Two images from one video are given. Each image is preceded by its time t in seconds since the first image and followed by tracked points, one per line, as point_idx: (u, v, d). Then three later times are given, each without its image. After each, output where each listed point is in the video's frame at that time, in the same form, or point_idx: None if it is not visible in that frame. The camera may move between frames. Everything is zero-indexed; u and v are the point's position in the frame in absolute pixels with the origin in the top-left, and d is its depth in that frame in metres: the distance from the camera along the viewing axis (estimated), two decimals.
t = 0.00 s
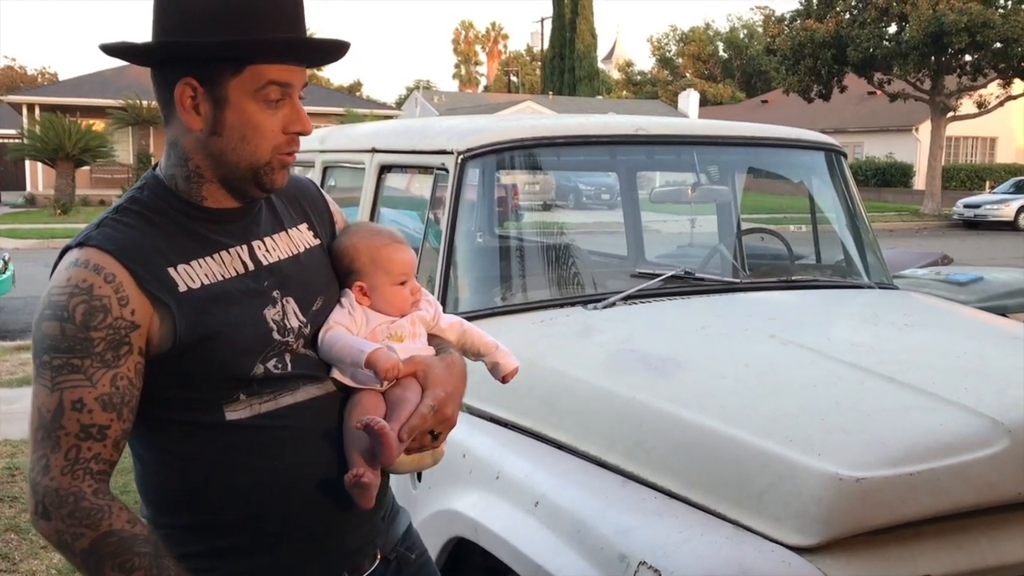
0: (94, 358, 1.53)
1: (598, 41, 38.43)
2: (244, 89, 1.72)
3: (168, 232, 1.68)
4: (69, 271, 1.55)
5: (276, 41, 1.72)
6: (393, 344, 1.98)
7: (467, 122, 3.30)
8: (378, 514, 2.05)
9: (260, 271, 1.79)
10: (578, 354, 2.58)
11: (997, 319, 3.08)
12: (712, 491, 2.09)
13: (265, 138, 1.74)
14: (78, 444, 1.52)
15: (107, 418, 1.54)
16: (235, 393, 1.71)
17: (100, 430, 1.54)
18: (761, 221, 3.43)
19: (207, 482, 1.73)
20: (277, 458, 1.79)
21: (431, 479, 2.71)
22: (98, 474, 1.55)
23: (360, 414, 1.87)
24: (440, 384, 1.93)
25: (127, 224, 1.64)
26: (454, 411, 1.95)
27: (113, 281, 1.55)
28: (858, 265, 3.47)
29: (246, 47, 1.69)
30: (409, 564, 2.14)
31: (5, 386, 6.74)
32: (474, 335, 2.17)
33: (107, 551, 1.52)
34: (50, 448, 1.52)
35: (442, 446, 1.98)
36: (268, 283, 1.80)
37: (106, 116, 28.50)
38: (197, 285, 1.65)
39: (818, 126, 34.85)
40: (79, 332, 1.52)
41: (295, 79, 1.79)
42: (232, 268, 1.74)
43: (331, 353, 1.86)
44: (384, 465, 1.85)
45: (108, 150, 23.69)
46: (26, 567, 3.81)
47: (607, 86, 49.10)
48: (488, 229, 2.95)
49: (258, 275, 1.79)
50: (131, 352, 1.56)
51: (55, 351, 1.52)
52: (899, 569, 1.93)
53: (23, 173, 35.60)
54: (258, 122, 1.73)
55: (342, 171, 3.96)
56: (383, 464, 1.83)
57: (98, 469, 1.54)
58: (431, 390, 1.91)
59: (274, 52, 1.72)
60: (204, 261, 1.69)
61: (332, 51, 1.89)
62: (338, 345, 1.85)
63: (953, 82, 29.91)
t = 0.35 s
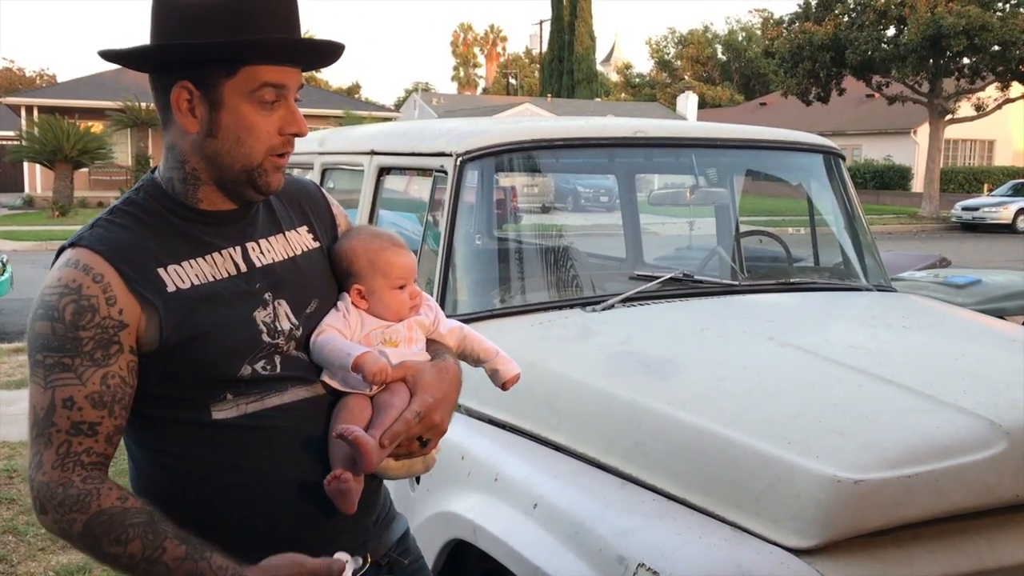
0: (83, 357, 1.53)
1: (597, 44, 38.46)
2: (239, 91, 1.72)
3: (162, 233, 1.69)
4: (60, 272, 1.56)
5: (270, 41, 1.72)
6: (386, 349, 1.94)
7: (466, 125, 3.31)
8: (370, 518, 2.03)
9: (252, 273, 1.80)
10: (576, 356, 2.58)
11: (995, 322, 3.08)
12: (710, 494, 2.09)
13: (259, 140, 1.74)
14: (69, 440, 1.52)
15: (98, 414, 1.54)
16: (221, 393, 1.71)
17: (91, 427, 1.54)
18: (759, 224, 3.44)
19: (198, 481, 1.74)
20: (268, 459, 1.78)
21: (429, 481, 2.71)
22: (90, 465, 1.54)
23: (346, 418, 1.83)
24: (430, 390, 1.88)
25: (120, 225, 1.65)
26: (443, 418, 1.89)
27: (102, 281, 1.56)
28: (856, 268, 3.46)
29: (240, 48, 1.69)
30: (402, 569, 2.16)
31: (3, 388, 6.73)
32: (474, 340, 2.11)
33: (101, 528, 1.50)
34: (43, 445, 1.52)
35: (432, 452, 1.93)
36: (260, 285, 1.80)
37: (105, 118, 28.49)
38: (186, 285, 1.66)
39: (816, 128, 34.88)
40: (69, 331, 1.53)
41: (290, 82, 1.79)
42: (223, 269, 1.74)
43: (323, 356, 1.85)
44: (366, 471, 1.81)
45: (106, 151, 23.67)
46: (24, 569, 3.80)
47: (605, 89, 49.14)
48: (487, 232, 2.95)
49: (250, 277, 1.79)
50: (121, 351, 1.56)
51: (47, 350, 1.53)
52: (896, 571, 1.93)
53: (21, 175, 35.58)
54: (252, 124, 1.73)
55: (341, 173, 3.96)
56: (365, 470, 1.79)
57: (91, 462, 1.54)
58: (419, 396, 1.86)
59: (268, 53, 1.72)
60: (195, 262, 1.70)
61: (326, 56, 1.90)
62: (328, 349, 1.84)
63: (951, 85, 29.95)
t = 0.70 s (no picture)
0: (88, 341, 1.55)
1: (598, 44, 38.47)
2: (239, 88, 1.72)
3: (167, 226, 1.70)
4: (67, 259, 1.60)
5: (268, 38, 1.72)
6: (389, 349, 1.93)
7: (467, 125, 3.31)
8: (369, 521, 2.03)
9: (257, 268, 1.80)
10: (577, 357, 2.58)
11: (996, 323, 3.08)
12: (711, 494, 2.09)
13: (259, 137, 1.74)
14: (72, 422, 1.53)
15: (101, 398, 1.55)
16: (221, 388, 1.71)
17: (94, 410, 1.55)
18: (761, 225, 3.45)
19: (200, 478, 1.74)
20: (269, 458, 1.79)
21: (431, 481, 2.71)
22: (94, 449, 1.54)
23: (345, 417, 1.81)
24: (429, 392, 1.86)
25: (126, 216, 1.68)
26: (442, 420, 1.87)
27: (107, 269, 1.59)
28: (857, 269, 3.46)
29: (239, 45, 1.70)
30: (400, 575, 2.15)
31: (5, 388, 6.73)
32: (480, 343, 2.11)
33: (107, 507, 1.48)
34: (47, 429, 1.53)
35: (431, 453, 1.91)
36: (264, 281, 1.80)
37: (106, 118, 28.50)
38: (189, 277, 1.67)
39: (817, 129, 34.88)
40: (74, 316, 1.56)
41: (292, 79, 1.78)
42: (228, 264, 1.74)
43: (325, 355, 1.85)
44: (363, 471, 1.79)
45: (107, 151, 23.68)
46: (26, 569, 3.80)
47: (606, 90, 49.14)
48: (488, 232, 2.95)
49: (255, 272, 1.79)
50: (126, 337, 1.58)
51: (53, 336, 1.56)
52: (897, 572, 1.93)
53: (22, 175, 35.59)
54: (253, 121, 1.73)
55: (342, 174, 3.97)
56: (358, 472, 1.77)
57: (94, 445, 1.54)
58: (417, 397, 1.84)
59: (266, 50, 1.73)
60: (200, 255, 1.71)
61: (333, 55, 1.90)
62: (330, 347, 1.84)
63: (952, 87, 29.95)
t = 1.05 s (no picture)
0: (100, 343, 1.58)
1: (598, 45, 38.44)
2: (215, 103, 1.70)
3: (184, 227, 1.70)
4: (82, 257, 1.61)
5: (238, 57, 1.68)
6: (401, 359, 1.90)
7: (468, 125, 3.31)
8: (376, 524, 1.98)
9: (273, 273, 1.78)
10: (579, 357, 2.58)
11: (998, 323, 3.08)
12: (714, 495, 2.09)
13: (240, 149, 1.71)
14: (84, 423, 1.57)
15: (112, 400, 1.59)
16: (226, 390, 1.71)
17: (105, 412, 1.59)
18: (761, 225, 3.50)
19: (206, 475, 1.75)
20: (273, 460, 1.78)
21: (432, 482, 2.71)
22: (103, 450, 1.59)
23: (348, 426, 1.81)
24: (433, 406, 1.83)
25: (144, 216, 1.68)
26: (443, 435, 1.85)
27: (121, 271, 1.60)
28: (858, 269, 3.46)
29: (213, 62, 1.68)
30: None
31: (6, 388, 6.73)
32: (496, 357, 2.06)
33: (111, 517, 1.57)
34: (59, 425, 1.58)
35: (432, 466, 1.90)
36: (278, 286, 1.78)
37: (107, 118, 28.51)
38: (202, 281, 1.66)
39: (819, 129, 34.85)
40: (87, 318, 1.58)
41: (274, 94, 1.72)
42: (242, 268, 1.73)
43: (334, 361, 1.83)
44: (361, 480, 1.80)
45: (108, 152, 23.69)
46: (27, 569, 3.80)
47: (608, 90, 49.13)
48: (489, 232, 2.95)
49: (269, 277, 1.77)
50: (137, 341, 1.60)
51: (68, 334, 1.58)
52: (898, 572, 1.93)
53: (24, 176, 35.64)
54: (234, 133, 1.70)
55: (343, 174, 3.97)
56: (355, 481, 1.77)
57: (104, 446, 1.60)
58: (422, 411, 1.82)
59: (239, 67, 1.69)
60: (214, 258, 1.70)
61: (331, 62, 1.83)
62: (339, 354, 1.82)
63: (954, 87, 29.92)
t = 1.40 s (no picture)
0: (120, 344, 1.62)
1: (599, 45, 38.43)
2: (225, 116, 1.68)
3: (203, 231, 1.71)
4: (107, 261, 1.66)
5: (244, 73, 1.65)
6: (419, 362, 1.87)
7: (469, 125, 3.31)
8: (395, 525, 1.95)
9: (292, 276, 1.77)
10: (580, 357, 2.58)
11: (999, 323, 3.08)
12: (716, 496, 2.09)
13: (250, 160, 1.69)
14: (102, 419, 1.62)
15: (129, 399, 1.63)
16: (245, 390, 1.73)
17: (123, 410, 1.64)
18: (762, 225, 3.46)
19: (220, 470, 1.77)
20: (280, 457, 1.78)
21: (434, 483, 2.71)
22: (119, 448, 1.64)
23: (359, 429, 1.79)
24: (446, 410, 1.79)
25: (167, 220, 1.71)
26: (458, 439, 1.79)
27: (139, 275, 1.63)
28: (860, 269, 3.47)
29: (218, 77, 1.65)
30: None
31: (7, 390, 6.73)
32: (522, 358, 1.97)
33: (117, 516, 1.60)
34: (81, 420, 1.63)
35: (450, 470, 1.85)
36: (297, 288, 1.77)
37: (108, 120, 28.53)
38: (218, 286, 1.68)
39: (820, 129, 34.84)
40: (108, 319, 1.62)
41: (282, 108, 1.69)
42: (260, 271, 1.73)
43: (352, 362, 1.82)
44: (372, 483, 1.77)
45: (109, 153, 23.70)
46: (29, 570, 3.81)
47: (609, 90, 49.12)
48: (490, 233, 2.93)
49: (287, 280, 1.76)
50: (154, 342, 1.64)
51: (92, 333, 1.64)
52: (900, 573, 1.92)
53: (25, 177, 35.66)
54: (244, 145, 1.68)
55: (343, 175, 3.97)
56: (364, 484, 1.74)
57: (121, 444, 1.64)
58: (432, 414, 1.77)
59: (245, 82, 1.65)
60: (232, 262, 1.70)
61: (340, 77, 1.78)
62: (354, 356, 1.81)
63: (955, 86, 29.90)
